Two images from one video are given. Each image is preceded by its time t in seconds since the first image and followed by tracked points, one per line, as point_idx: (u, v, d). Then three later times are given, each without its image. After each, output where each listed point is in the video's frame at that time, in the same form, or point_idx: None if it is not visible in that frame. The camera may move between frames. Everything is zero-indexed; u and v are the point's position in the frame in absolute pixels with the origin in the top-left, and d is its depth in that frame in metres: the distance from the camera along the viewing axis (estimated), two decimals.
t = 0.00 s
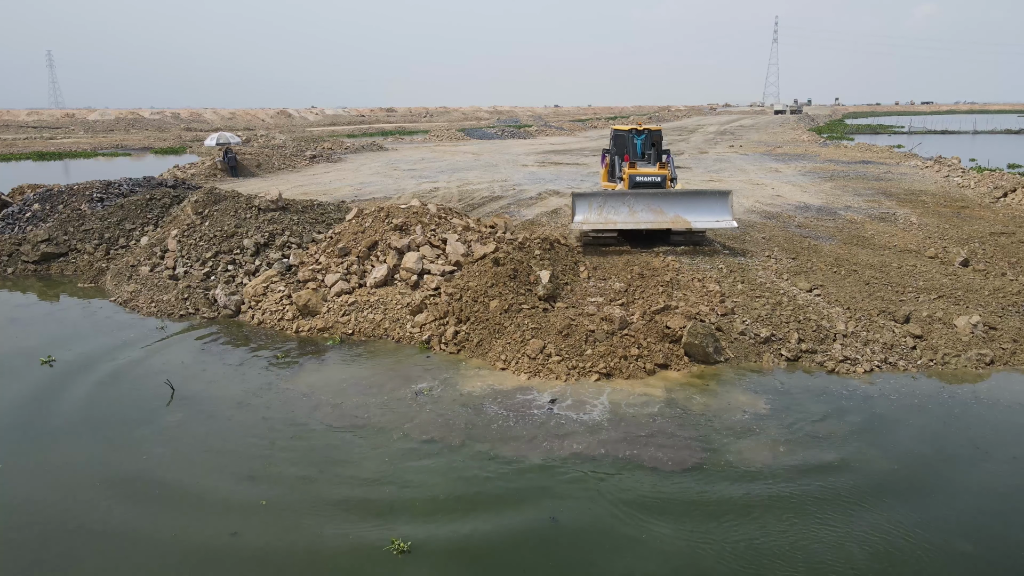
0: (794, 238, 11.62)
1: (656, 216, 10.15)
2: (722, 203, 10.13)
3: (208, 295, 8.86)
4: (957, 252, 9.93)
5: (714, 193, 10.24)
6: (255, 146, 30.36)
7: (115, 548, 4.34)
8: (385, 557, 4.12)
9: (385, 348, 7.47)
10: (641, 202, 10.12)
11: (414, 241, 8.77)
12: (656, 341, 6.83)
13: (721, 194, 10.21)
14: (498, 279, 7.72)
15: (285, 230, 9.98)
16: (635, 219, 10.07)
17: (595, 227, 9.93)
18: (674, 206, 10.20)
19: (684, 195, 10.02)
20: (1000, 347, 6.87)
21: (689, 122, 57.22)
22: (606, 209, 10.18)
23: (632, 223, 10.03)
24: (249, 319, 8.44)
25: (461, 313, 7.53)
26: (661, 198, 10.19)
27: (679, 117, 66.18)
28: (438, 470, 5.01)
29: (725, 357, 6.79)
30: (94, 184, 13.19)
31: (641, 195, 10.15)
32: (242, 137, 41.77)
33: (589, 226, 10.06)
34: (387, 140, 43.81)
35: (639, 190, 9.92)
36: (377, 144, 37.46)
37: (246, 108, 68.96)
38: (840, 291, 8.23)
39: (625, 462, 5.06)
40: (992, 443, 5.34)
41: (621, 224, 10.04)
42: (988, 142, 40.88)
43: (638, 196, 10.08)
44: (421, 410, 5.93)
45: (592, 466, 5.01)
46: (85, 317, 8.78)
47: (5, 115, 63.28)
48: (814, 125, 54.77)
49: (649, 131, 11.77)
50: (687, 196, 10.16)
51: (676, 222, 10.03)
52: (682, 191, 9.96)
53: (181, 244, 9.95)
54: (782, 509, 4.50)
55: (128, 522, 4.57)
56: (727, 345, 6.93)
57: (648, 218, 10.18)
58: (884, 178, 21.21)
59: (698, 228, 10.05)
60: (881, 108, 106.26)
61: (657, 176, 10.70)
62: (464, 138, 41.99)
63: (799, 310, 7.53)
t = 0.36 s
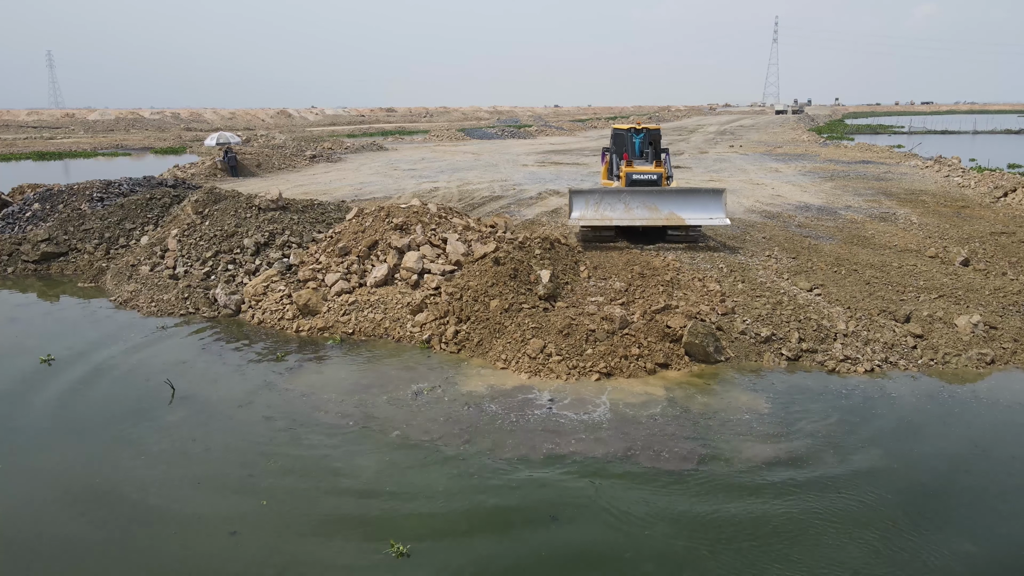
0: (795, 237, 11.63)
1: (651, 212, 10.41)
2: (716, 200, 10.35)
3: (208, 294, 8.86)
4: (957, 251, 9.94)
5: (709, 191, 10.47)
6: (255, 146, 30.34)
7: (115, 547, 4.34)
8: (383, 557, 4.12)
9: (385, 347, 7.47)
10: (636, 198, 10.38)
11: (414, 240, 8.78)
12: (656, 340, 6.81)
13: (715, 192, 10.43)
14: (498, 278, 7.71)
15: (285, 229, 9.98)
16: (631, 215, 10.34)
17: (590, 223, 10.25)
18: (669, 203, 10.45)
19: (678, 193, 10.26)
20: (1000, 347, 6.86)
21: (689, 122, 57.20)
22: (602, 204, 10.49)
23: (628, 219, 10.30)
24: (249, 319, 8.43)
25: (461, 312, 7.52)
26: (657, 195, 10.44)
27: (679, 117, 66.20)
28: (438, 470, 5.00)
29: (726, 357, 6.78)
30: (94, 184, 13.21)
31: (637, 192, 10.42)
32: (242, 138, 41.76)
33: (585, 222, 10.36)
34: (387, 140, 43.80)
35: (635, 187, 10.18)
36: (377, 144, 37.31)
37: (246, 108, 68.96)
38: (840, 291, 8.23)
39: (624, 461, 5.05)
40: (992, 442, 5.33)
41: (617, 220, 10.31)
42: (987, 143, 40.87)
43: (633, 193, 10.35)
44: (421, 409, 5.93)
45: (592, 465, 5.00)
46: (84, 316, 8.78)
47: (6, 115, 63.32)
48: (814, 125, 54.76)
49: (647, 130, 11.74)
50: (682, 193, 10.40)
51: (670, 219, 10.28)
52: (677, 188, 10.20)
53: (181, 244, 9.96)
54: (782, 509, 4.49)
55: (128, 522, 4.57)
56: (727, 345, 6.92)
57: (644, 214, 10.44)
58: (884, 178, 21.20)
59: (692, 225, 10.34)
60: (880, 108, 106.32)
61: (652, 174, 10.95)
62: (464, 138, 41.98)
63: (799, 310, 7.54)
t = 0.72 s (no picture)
0: (795, 237, 11.63)
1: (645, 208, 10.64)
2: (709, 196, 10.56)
3: (208, 294, 8.85)
4: (958, 251, 9.93)
5: (702, 187, 10.68)
6: (255, 146, 30.33)
7: (115, 547, 4.34)
8: (383, 556, 4.12)
9: (385, 346, 7.46)
10: (631, 194, 10.62)
11: (414, 240, 8.80)
12: (657, 339, 6.80)
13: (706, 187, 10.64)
14: (498, 278, 7.70)
15: (286, 229, 9.97)
16: (625, 211, 10.57)
17: (585, 217, 10.50)
18: (662, 199, 10.67)
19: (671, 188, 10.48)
20: (1001, 346, 6.86)
21: (690, 122, 57.17)
22: (597, 201, 10.76)
23: (622, 214, 10.53)
24: (250, 318, 8.42)
25: (461, 312, 7.50)
26: (651, 191, 10.66)
27: (679, 117, 66.21)
28: (438, 468, 5.01)
29: (726, 356, 6.77)
30: (94, 183, 13.20)
31: (632, 188, 10.65)
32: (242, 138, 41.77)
33: (581, 217, 10.62)
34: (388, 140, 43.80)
35: (629, 184, 10.42)
36: (377, 144, 37.31)
37: (246, 108, 68.97)
38: (840, 291, 8.23)
39: (624, 460, 5.06)
40: (992, 441, 5.34)
41: (611, 215, 10.54)
42: (988, 143, 40.85)
43: (627, 189, 10.59)
44: (421, 408, 5.93)
45: (591, 463, 5.01)
46: (84, 316, 8.77)
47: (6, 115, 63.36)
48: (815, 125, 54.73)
49: (646, 129, 11.84)
50: (675, 189, 10.61)
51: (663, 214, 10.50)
52: (670, 184, 10.42)
53: (181, 243, 9.96)
54: (781, 506, 4.50)
55: (128, 521, 4.57)
56: (728, 344, 6.91)
57: (637, 210, 10.68)
58: (885, 178, 21.17)
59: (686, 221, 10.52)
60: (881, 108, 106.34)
61: (646, 172, 11.31)
62: (464, 138, 42.01)
63: (799, 310, 7.55)
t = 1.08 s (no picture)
0: (795, 237, 11.62)
1: (637, 204, 10.92)
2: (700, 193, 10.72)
3: (208, 293, 8.85)
4: (958, 250, 9.93)
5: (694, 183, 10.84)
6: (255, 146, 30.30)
7: (115, 546, 4.33)
8: (383, 555, 4.12)
9: (385, 346, 7.45)
10: (623, 191, 10.91)
11: (414, 239, 8.82)
12: (657, 339, 6.80)
13: (700, 184, 10.77)
14: (498, 277, 7.70)
15: (286, 229, 9.96)
16: (617, 207, 10.88)
17: (577, 213, 10.91)
18: (655, 195, 10.92)
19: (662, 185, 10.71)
20: (1001, 345, 6.86)
21: (690, 121, 57.13)
22: (590, 196, 11.14)
23: (614, 211, 10.85)
24: (249, 318, 8.40)
25: (461, 312, 7.48)
26: (643, 188, 10.92)
27: (678, 116, 66.20)
28: (438, 466, 5.01)
29: (727, 356, 6.75)
30: (94, 183, 13.19)
31: (624, 184, 10.93)
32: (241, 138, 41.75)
33: (574, 213, 11.01)
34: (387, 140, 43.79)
35: (620, 181, 10.71)
36: (377, 144, 37.31)
37: (246, 108, 68.96)
38: (840, 290, 8.23)
39: (624, 458, 5.05)
40: (992, 440, 5.33)
41: (603, 211, 10.87)
42: (987, 142, 40.84)
43: (620, 186, 10.88)
44: (421, 407, 5.92)
45: (591, 461, 5.02)
46: (84, 316, 8.76)
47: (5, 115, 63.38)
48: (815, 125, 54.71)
49: (645, 129, 12.33)
50: (667, 186, 10.83)
51: (654, 210, 10.76)
52: (660, 181, 10.65)
53: (181, 243, 9.97)
54: (780, 505, 4.50)
55: (128, 520, 4.57)
56: (728, 344, 6.90)
57: (630, 206, 10.96)
58: (885, 177, 21.17)
59: (677, 218, 10.71)
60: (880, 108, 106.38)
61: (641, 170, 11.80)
62: (464, 138, 42.03)
63: (799, 310, 7.55)
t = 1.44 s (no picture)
0: (796, 237, 11.62)
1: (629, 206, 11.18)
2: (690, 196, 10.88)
3: (208, 293, 8.83)
4: (958, 250, 9.93)
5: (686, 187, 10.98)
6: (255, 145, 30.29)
7: (114, 546, 4.32)
8: (382, 555, 4.10)
9: (385, 346, 7.44)
10: (614, 194, 11.19)
11: (415, 239, 8.86)
12: (657, 339, 6.79)
13: (690, 188, 10.90)
14: (498, 277, 7.69)
15: (286, 228, 9.96)
16: (608, 209, 11.20)
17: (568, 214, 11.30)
18: (646, 198, 11.15)
19: (652, 189, 10.93)
20: (1001, 345, 6.86)
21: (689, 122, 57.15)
22: (584, 198, 11.46)
23: (605, 212, 11.18)
24: (250, 318, 8.38)
25: (461, 311, 7.46)
26: (634, 190, 11.16)
27: (678, 117, 66.24)
28: (438, 466, 4.99)
29: (728, 356, 6.74)
30: (94, 183, 13.18)
31: (616, 187, 11.19)
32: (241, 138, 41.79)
33: (566, 214, 11.40)
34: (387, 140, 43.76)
35: (611, 184, 10.99)
36: (377, 144, 37.31)
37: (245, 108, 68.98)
38: (841, 290, 8.22)
39: (626, 458, 5.03)
40: (993, 440, 5.32)
41: (594, 213, 11.22)
42: (987, 142, 40.88)
43: (611, 189, 11.15)
44: (421, 407, 5.91)
45: (592, 461, 5.00)
46: (83, 316, 8.74)
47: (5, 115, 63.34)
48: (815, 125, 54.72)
49: (646, 129, 12.57)
50: (658, 189, 11.03)
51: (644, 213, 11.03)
52: (650, 185, 10.87)
53: (181, 243, 9.98)
54: (783, 505, 4.47)
55: (127, 520, 4.56)
56: (729, 344, 6.89)
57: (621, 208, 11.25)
58: (885, 177, 21.18)
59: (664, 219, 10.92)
60: (880, 108, 106.45)
61: (633, 168, 12.04)
62: (464, 138, 42.06)
63: (800, 310, 7.55)
